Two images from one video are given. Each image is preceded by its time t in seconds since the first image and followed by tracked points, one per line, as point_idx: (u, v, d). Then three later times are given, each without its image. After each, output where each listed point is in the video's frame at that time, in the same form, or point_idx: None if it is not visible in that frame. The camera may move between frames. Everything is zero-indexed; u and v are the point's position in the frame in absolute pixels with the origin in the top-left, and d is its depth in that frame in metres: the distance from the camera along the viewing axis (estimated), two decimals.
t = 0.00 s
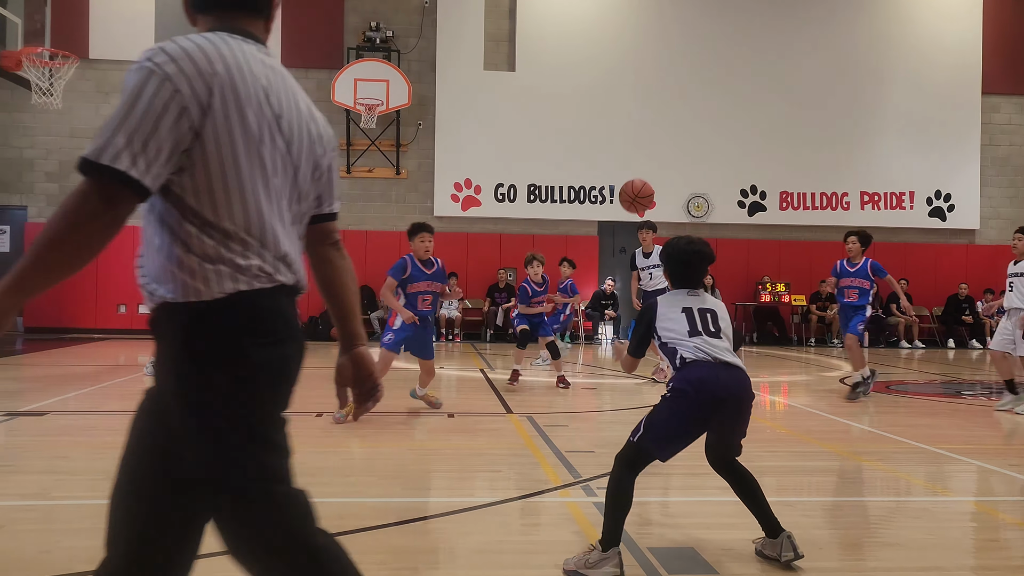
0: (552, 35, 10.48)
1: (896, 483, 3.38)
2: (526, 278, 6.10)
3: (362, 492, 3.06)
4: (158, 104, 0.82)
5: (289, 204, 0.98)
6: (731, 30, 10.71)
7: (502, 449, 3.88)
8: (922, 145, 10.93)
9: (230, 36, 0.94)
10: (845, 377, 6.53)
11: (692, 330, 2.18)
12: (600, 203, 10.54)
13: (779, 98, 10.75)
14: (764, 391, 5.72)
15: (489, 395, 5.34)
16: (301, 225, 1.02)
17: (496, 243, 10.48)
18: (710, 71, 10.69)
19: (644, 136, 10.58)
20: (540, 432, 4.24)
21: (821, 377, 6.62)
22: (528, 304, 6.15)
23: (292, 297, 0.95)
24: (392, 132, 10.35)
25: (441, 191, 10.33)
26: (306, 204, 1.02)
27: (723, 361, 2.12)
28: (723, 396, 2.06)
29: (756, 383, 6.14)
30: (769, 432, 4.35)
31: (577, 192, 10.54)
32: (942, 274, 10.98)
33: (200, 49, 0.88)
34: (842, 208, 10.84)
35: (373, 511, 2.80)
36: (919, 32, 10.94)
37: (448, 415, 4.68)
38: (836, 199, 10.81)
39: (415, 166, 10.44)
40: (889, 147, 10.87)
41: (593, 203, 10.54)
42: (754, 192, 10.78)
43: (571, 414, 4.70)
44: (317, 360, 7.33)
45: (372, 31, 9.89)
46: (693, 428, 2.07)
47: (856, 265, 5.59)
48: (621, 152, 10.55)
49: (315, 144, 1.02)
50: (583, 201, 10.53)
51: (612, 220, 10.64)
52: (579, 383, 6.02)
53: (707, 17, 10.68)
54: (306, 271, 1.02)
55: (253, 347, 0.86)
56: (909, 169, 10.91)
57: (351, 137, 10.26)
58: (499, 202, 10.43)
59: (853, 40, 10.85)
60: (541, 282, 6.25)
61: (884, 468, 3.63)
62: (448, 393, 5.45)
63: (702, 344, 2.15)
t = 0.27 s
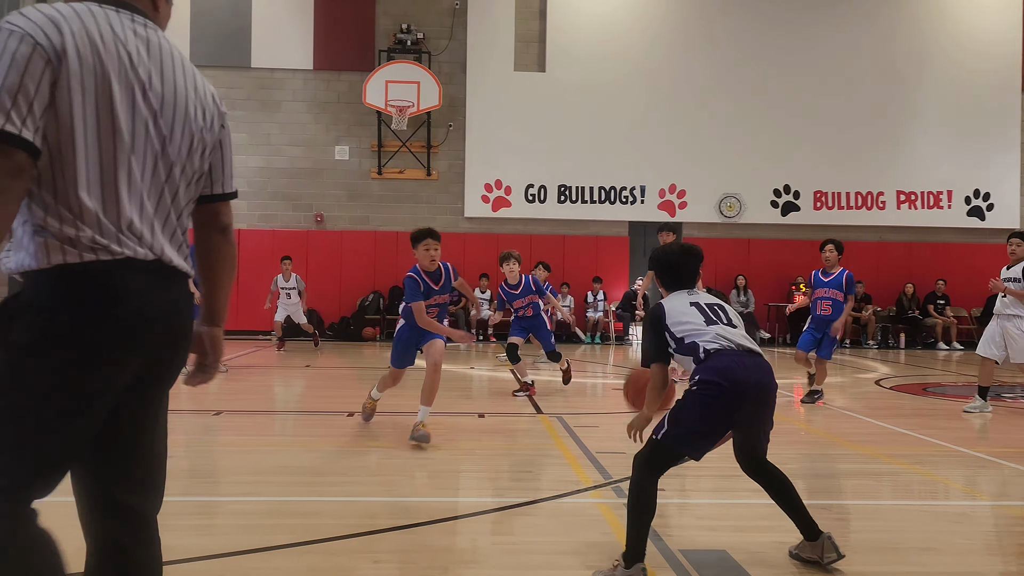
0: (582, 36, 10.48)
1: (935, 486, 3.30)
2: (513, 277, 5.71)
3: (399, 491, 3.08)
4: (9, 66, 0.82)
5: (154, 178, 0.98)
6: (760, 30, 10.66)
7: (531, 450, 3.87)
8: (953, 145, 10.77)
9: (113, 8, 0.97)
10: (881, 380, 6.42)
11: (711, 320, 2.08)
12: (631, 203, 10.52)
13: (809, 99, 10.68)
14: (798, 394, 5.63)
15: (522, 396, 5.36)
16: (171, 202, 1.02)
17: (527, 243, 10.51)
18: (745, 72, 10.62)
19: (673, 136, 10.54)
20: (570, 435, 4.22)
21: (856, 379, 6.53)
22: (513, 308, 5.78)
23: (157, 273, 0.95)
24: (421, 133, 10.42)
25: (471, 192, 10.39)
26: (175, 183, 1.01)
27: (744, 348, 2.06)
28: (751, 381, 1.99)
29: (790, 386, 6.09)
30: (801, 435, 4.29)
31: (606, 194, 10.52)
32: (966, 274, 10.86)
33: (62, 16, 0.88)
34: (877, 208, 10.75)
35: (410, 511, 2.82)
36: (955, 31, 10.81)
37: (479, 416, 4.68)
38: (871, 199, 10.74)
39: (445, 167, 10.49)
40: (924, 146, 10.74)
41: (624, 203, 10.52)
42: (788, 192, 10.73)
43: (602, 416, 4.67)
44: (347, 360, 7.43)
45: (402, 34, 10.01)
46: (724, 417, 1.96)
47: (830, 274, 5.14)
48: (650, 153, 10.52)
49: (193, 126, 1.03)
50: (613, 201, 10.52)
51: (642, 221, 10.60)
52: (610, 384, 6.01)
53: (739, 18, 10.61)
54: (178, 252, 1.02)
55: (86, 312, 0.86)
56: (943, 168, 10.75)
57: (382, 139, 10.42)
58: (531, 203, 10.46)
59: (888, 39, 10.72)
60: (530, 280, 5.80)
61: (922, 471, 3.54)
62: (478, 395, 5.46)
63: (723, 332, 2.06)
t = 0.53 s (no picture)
0: (607, 38, 10.46)
1: (964, 488, 3.29)
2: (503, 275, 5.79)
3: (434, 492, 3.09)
4: None
5: (1, 189, 0.95)
6: (790, 32, 10.57)
7: (555, 450, 3.88)
8: (980, 143, 10.59)
9: None
10: (909, 381, 6.35)
11: (711, 296, 1.91)
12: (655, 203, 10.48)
13: (832, 101, 10.59)
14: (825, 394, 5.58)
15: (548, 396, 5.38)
16: (27, 211, 0.98)
17: (550, 245, 10.53)
18: (772, 73, 10.55)
19: (695, 136, 10.49)
20: (591, 434, 4.23)
21: (883, 381, 6.47)
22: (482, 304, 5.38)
23: (7, 288, 0.91)
24: (445, 134, 10.47)
25: (494, 192, 10.40)
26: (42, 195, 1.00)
27: (741, 329, 1.90)
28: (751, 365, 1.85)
29: (816, 387, 6.05)
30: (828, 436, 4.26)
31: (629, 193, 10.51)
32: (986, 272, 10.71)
33: None
34: (905, 207, 10.67)
35: (446, 509, 2.84)
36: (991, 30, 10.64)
37: (504, 416, 4.70)
38: (899, 199, 10.68)
39: (469, 168, 10.53)
40: (952, 147, 10.61)
41: (648, 203, 10.50)
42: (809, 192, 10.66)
43: (626, 416, 4.67)
44: (369, 360, 7.50)
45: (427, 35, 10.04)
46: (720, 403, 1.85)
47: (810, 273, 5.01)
48: (673, 154, 10.48)
49: (50, 131, 0.99)
50: (638, 201, 10.51)
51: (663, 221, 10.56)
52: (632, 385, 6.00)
53: (766, 20, 10.54)
54: (38, 265, 0.98)
55: None
56: (970, 167, 10.61)
57: (406, 141, 10.44)
58: (553, 202, 10.47)
59: (920, 41, 10.60)
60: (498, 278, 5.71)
61: (950, 472, 3.52)
62: (501, 395, 5.48)
63: (718, 311, 1.89)
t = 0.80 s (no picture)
0: (590, 80, 11.72)
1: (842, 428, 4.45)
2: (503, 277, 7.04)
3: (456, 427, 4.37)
4: None
5: (21, 203, 1.23)
6: (739, 75, 11.77)
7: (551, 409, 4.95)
8: (891, 174, 11.76)
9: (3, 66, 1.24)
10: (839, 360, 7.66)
11: (681, 330, 2.30)
12: (629, 221, 11.70)
13: (778, 135, 11.76)
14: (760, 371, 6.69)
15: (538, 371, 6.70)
16: (39, 217, 1.25)
17: (550, 252, 11.75)
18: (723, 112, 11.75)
19: (658, 163, 11.68)
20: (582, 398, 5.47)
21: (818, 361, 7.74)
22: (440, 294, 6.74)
23: (23, 279, 1.20)
24: (469, 169, 11.79)
25: (505, 213, 11.67)
26: (49, 207, 1.27)
27: (697, 357, 2.24)
28: (705, 389, 2.21)
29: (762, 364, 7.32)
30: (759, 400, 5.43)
31: (611, 213, 11.71)
32: (942, 271, 11.86)
33: None
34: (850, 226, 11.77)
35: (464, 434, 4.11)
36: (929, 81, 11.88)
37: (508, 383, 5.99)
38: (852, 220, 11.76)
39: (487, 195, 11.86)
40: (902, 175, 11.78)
41: (625, 222, 11.70)
42: (749, 214, 11.73)
43: (603, 386, 5.90)
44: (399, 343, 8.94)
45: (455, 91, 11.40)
46: (674, 413, 2.22)
47: (741, 273, 5.51)
48: (642, 180, 11.68)
49: (56, 154, 1.27)
50: (616, 220, 11.72)
51: (640, 235, 11.75)
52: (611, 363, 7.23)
53: (715, 65, 11.78)
54: (43, 252, 1.24)
55: None
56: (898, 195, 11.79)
57: (438, 174, 11.84)
58: (552, 221, 11.70)
59: (829, 81, 11.83)
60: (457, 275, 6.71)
61: (839, 422, 4.69)
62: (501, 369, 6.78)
63: (683, 344, 2.28)
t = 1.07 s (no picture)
0: (560, 128, 13.88)
1: (758, 390, 5.68)
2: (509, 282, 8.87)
3: (456, 390, 5.63)
4: None
5: None
6: (679, 124, 14.04)
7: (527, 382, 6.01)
8: (801, 199, 14.09)
9: None
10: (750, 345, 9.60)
11: (731, 315, 3.13)
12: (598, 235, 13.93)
13: (718, 164, 14.08)
14: (697, 353, 8.29)
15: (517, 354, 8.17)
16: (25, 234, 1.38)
17: (532, 260, 13.94)
18: (664, 153, 14.02)
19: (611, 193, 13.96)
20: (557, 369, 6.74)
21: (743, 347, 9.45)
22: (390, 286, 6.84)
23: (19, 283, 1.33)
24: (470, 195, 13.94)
25: (497, 229, 13.87)
26: (44, 226, 1.42)
27: (735, 338, 3.06)
28: (743, 365, 3.02)
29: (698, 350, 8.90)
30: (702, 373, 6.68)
31: (582, 230, 13.90)
32: (856, 272, 14.28)
33: None
34: (779, 239, 14.09)
35: (464, 395, 5.39)
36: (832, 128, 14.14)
37: (502, 362, 7.27)
38: (778, 234, 14.09)
39: (485, 215, 14.01)
40: (819, 197, 14.13)
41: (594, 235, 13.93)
42: (689, 230, 14.13)
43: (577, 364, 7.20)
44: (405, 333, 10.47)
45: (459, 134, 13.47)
46: (717, 377, 3.04)
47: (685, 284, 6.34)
48: (597, 204, 13.95)
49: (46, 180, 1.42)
50: (586, 234, 13.92)
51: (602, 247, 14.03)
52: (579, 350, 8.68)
53: (658, 115, 14.02)
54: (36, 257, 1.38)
55: None
56: (817, 215, 14.15)
57: (446, 199, 13.94)
58: (535, 236, 13.90)
59: (753, 126, 14.12)
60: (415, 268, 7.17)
61: (758, 386, 5.93)
62: (487, 353, 8.22)
63: (733, 326, 3.09)
